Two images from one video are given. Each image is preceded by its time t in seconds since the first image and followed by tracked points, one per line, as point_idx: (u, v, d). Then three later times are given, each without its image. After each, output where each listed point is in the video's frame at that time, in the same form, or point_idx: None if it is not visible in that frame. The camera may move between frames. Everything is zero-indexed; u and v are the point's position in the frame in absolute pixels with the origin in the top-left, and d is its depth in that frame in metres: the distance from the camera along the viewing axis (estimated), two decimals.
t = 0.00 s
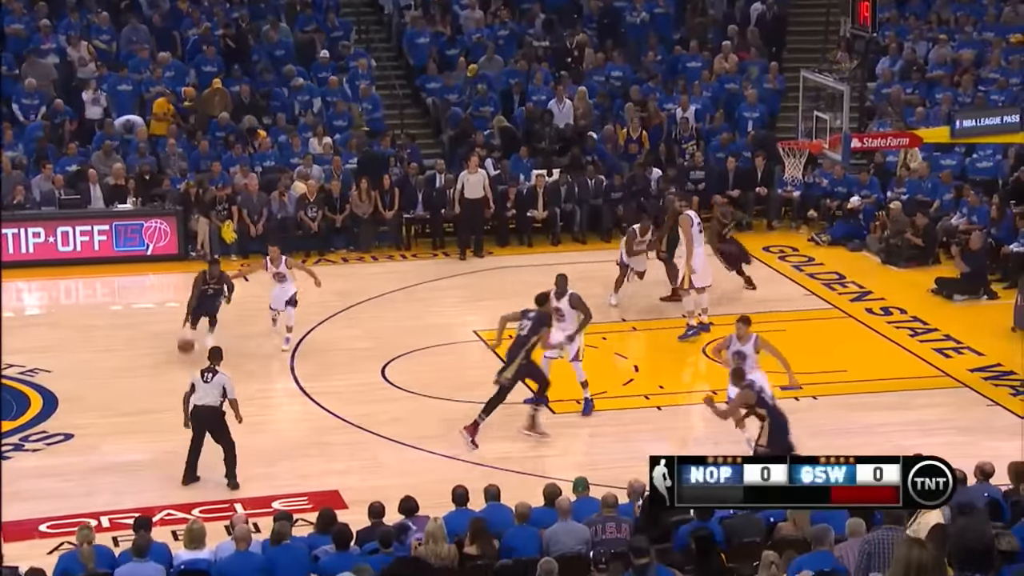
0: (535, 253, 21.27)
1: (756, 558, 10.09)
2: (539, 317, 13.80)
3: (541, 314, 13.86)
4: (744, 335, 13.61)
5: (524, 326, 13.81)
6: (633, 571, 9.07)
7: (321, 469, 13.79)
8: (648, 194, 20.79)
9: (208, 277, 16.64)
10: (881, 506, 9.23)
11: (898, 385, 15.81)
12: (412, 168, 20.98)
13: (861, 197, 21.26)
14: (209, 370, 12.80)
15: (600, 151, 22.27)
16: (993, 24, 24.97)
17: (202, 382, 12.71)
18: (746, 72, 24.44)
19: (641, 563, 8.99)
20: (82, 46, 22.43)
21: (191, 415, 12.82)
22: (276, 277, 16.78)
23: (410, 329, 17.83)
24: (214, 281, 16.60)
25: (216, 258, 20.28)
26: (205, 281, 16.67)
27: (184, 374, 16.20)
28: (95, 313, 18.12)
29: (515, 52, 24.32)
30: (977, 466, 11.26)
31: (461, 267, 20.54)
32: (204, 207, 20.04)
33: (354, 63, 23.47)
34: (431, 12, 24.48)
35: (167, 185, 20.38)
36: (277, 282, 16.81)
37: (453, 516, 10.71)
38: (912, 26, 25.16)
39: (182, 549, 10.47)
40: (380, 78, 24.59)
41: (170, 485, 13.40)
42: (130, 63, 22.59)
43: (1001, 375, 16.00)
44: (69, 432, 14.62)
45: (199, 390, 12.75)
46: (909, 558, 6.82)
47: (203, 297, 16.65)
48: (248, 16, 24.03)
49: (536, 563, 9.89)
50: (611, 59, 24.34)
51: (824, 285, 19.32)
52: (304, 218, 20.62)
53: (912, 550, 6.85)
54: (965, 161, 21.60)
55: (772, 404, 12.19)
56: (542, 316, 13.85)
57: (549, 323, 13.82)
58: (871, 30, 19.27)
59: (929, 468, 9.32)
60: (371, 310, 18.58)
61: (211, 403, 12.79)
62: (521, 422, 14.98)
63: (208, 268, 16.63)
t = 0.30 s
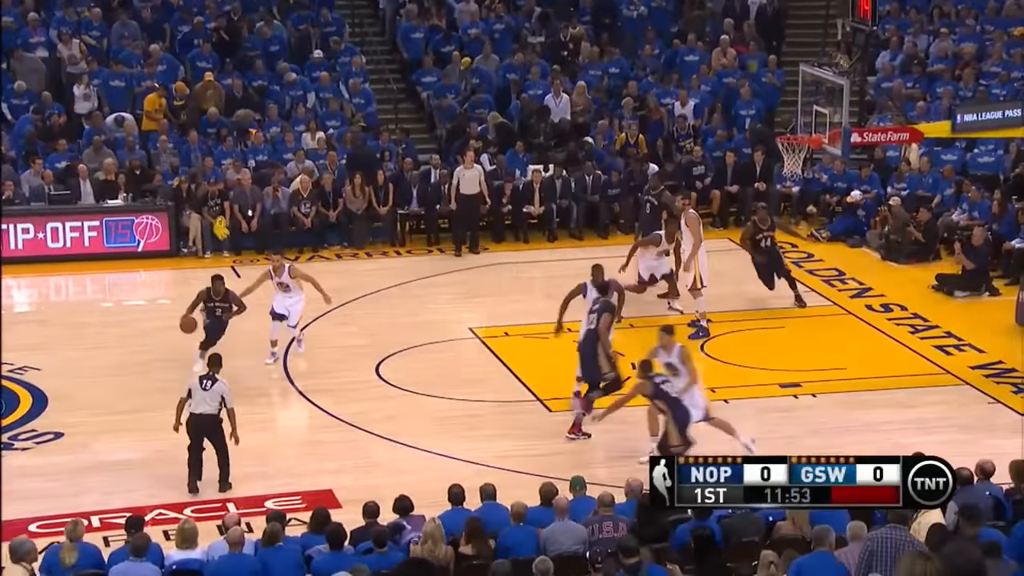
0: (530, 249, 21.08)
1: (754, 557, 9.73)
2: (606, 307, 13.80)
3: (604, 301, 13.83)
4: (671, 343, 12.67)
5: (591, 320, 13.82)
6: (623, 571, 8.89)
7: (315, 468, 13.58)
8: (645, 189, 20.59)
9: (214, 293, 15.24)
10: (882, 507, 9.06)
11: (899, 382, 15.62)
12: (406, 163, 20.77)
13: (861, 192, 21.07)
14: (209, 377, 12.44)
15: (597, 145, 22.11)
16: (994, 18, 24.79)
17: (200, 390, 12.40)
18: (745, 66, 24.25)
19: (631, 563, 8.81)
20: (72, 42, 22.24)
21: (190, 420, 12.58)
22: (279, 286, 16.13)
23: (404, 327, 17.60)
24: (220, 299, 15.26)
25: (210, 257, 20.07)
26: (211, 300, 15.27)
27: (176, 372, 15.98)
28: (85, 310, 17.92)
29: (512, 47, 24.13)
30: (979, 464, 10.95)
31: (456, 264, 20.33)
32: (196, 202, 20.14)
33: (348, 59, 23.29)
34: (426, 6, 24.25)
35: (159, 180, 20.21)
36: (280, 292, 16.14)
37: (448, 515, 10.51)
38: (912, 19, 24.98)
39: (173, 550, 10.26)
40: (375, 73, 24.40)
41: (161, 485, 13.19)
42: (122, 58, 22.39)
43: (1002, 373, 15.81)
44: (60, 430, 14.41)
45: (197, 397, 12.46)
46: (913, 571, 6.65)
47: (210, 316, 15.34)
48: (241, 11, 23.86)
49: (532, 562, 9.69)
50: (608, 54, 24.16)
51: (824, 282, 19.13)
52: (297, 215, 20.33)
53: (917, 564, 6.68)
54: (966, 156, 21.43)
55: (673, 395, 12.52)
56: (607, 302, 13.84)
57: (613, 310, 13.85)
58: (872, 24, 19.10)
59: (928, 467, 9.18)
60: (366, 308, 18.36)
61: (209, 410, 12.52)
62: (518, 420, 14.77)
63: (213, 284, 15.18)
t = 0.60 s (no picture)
0: (526, 248, 20.99)
1: (751, 557, 9.68)
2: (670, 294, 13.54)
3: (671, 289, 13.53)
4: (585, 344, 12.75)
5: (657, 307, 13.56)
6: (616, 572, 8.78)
7: (310, 468, 13.48)
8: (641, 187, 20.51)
9: (244, 317, 14.16)
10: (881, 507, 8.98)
11: (897, 381, 15.54)
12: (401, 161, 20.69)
13: (858, 190, 20.99)
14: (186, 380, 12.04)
15: (593, 142, 22.03)
16: (992, 15, 24.72)
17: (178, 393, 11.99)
18: (741, 63, 24.18)
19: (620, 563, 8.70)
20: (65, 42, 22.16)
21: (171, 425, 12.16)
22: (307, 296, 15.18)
23: (399, 326, 17.49)
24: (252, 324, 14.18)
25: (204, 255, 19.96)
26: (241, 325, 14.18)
27: (169, 371, 15.87)
28: (77, 309, 17.82)
29: (507, 44, 24.06)
30: (976, 462, 10.80)
31: (452, 262, 20.24)
32: (189, 200, 20.03)
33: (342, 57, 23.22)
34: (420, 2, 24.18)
35: (152, 178, 20.13)
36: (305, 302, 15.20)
37: (443, 515, 10.42)
38: (909, 15, 24.93)
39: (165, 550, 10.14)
40: (370, 71, 24.31)
41: (155, 485, 13.09)
42: (115, 56, 22.29)
43: (1000, 371, 15.75)
44: (52, 430, 14.30)
45: (177, 401, 12.03)
46: None
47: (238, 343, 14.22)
48: (236, 8, 23.78)
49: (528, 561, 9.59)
50: (604, 51, 24.10)
51: (821, 280, 19.04)
52: (291, 213, 20.26)
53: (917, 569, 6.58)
54: (963, 154, 21.41)
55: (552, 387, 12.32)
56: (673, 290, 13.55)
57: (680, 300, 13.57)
58: (871, 24, 19.00)
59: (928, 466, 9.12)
60: (361, 307, 18.26)
61: (190, 413, 12.10)
62: (514, 419, 14.67)
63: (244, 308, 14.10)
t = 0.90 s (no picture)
0: (523, 245, 20.98)
1: (747, 555, 9.78)
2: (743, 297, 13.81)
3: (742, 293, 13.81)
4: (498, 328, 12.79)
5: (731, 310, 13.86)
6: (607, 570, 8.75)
7: (306, 466, 13.46)
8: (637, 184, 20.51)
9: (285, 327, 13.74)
10: (881, 507, 8.97)
11: (894, 379, 15.54)
12: (397, 159, 20.70)
13: (855, 186, 21.00)
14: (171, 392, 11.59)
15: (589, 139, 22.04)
16: (989, 12, 24.71)
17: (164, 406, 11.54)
18: (738, 60, 24.19)
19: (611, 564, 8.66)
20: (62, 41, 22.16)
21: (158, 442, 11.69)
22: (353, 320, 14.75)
23: (396, 324, 17.48)
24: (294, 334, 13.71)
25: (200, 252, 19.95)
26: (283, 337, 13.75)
27: (166, 368, 15.85)
28: (73, 307, 17.79)
29: (504, 42, 24.06)
30: (973, 461, 10.89)
31: (449, 259, 20.22)
32: (186, 198, 20.00)
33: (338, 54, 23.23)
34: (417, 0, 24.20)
35: (148, 175, 20.09)
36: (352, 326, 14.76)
37: (440, 513, 10.40)
38: (906, 13, 24.93)
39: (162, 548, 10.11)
40: (367, 68, 24.32)
41: (152, 482, 13.07)
42: (111, 53, 22.28)
43: (997, 369, 15.75)
44: (49, 428, 14.28)
45: (163, 415, 11.59)
46: None
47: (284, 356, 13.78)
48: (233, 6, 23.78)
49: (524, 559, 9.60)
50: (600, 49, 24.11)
51: (818, 278, 19.04)
52: (287, 210, 20.29)
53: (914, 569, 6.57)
54: (961, 151, 21.50)
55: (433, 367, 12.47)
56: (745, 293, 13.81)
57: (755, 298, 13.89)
58: (867, 21, 19.00)
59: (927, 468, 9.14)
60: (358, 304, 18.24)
61: (178, 425, 11.63)
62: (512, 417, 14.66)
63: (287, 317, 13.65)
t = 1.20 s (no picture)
0: (519, 246, 20.97)
1: (742, 556, 9.75)
2: (798, 280, 14.84)
3: (796, 274, 14.83)
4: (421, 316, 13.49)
5: (785, 291, 14.91)
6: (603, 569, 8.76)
7: (302, 467, 13.45)
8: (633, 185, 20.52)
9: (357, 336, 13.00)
10: (881, 507, 8.96)
11: (890, 379, 15.54)
12: (392, 160, 20.71)
13: (850, 188, 21.01)
14: (155, 404, 11.52)
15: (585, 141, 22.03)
16: (983, 13, 24.75)
17: (147, 418, 11.48)
18: (733, 62, 24.20)
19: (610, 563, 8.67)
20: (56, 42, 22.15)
21: (142, 451, 11.64)
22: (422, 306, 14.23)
23: (392, 325, 17.47)
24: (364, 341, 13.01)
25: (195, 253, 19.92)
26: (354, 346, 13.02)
27: (161, 370, 15.84)
28: (68, 308, 17.77)
29: (499, 43, 24.07)
30: (969, 461, 10.90)
31: (445, 260, 20.21)
32: (181, 199, 19.97)
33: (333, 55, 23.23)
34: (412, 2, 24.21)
35: (143, 176, 20.06)
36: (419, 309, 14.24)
37: (436, 514, 10.39)
38: (901, 14, 24.95)
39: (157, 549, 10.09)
40: (362, 69, 24.30)
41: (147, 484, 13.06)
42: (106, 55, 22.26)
43: (993, 370, 15.76)
44: (44, 429, 14.27)
45: (146, 427, 11.52)
46: None
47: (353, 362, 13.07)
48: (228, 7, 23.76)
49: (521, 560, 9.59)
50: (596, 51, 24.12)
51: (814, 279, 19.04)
52: (282, 211, 20.28)
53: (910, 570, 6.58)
54: (955, 152, 21.48)
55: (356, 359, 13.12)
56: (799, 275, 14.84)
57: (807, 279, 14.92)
58: (862, 22, 19.01)
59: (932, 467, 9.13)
60: (353, 305, 18.23)
61: (161, 437, 11.58)
62: (507, 418, 14.65)
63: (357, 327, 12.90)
